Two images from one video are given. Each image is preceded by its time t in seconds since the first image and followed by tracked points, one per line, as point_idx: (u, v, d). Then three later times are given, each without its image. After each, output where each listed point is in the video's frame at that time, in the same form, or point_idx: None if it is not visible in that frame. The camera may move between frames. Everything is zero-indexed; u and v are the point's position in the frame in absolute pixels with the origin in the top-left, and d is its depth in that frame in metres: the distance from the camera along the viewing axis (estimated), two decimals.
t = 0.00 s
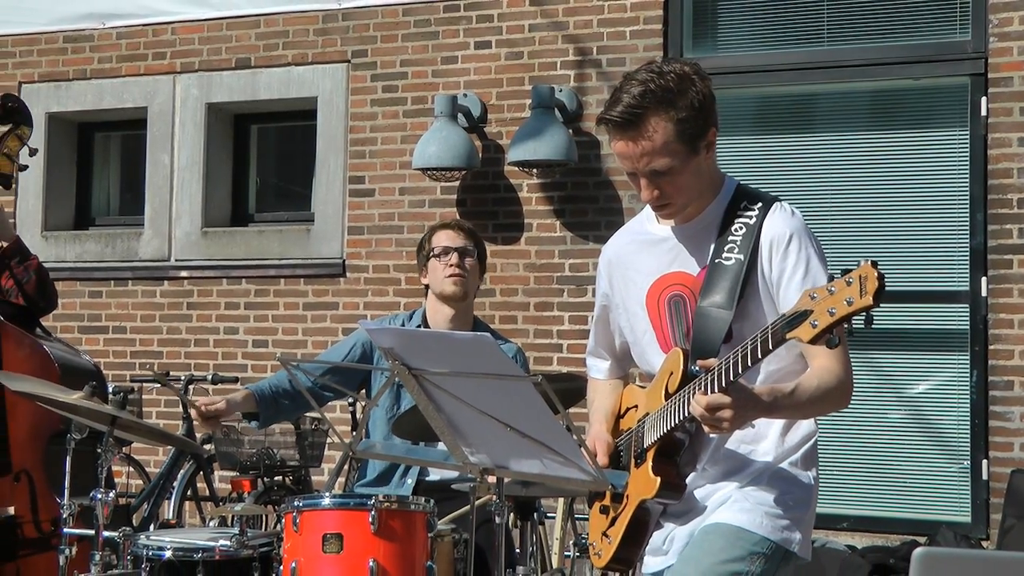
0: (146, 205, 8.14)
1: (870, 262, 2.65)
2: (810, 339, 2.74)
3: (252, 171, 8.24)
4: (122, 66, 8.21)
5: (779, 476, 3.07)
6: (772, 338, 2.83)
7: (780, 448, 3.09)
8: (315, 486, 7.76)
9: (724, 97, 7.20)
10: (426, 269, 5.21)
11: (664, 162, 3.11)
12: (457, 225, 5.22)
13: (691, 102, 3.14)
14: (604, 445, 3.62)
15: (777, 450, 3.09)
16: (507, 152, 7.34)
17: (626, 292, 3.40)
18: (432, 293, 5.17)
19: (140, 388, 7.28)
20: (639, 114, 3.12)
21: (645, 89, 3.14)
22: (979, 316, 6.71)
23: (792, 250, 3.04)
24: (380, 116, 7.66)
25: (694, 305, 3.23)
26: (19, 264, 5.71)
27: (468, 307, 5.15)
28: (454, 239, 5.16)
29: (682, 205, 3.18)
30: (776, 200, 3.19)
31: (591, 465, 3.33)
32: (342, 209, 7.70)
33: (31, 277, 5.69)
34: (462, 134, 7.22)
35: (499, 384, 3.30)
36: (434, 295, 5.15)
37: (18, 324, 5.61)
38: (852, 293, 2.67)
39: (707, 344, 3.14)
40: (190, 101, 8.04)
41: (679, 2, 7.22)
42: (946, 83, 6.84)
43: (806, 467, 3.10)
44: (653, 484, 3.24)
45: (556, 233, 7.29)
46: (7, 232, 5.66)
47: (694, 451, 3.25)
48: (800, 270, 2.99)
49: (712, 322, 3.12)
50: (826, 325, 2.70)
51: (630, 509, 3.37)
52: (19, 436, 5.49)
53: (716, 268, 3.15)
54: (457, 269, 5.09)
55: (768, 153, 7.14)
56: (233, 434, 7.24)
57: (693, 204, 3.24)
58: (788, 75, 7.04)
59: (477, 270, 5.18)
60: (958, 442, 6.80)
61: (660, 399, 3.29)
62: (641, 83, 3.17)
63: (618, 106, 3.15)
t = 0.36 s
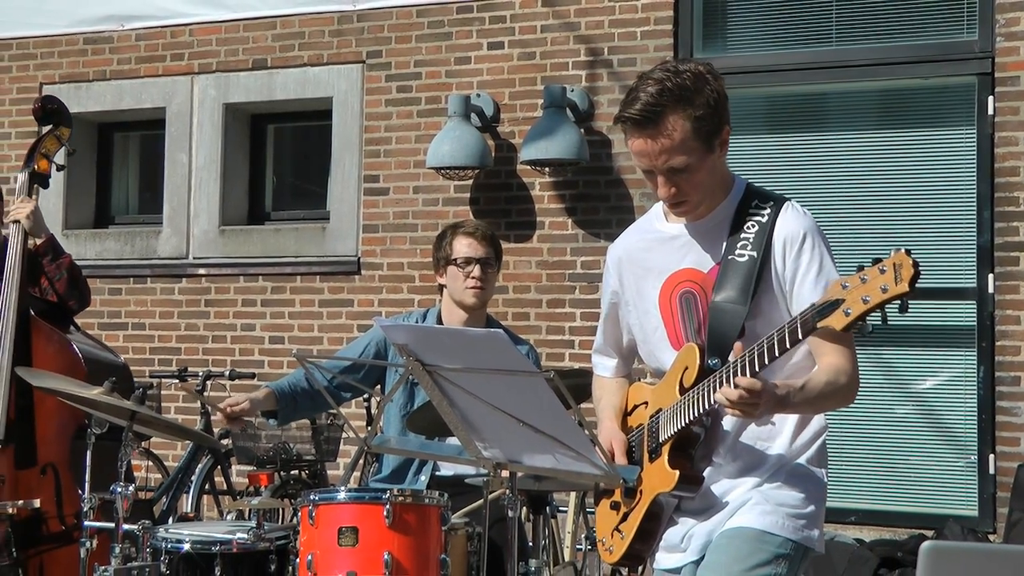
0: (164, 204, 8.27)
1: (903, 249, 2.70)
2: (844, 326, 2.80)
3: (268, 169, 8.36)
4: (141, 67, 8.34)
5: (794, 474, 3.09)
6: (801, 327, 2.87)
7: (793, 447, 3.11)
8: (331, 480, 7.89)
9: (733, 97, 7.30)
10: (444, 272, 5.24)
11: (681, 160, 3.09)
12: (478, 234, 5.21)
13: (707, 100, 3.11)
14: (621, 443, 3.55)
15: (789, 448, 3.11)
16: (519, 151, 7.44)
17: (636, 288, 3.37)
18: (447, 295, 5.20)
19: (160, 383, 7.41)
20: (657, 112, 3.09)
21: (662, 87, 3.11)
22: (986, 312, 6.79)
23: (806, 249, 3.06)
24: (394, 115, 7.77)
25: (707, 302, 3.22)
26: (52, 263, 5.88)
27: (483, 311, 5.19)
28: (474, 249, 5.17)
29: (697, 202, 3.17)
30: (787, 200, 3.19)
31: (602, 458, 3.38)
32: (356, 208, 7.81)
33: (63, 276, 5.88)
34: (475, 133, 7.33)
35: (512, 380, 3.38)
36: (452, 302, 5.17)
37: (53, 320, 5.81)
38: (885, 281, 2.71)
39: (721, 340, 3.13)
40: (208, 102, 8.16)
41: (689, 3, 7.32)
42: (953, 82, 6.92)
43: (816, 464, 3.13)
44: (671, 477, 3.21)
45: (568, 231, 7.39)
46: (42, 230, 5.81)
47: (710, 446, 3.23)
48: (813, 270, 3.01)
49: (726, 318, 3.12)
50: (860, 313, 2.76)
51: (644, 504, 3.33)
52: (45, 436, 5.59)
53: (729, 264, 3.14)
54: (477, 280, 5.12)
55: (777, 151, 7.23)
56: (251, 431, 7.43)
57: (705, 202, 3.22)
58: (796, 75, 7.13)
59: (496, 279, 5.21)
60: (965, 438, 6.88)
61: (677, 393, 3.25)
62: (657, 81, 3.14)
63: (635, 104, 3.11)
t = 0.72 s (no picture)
0: (178, 201, 8.38)
1: (896, 239, 2.73)
2: (837, 316, 2.81)
3: (281, 167, 8.47)
4: (156, 67, 8.46)
5: (800, 466, 3.12)
6: (797, 319, 2.89)
7: (796, 439, 3.13)
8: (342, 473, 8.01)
9: (739, 95, 7.39)
10: (461, 260, 5.29)
11: (683, 155, 3.14)
12: (501, 224, 5.26)
13: (707, 95, 3.15)
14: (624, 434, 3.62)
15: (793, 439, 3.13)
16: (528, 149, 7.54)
17: (636, 285, 3.42)
18: (462, 283, 5.27)
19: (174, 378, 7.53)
20: (659, 108, 3.13)
21: (662, 83, 3.15)
22: (989, 308, 6.88)
23: (802, 239, 3.08)
24: (405, 114, 7.88)
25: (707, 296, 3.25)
26: (65, 259, 5.79)
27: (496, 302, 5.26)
28: (495, 238, 5.21)
29: (695, 196, 3.22)
30: (782, 192, 3.22)
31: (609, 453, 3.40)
32: (367, 205, 7.92)
33: (76, 272, 5.79)
34: (484, 131, 7.43)
35: (519, 374, 3.43)
36: (468, 289, 5.23)
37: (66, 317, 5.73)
38: (879, 269, 2.74)
39: (721, 332, 3.17)
40: (221, 101, 8.27)
41: (695, 3, 7.40)
42: (957, 81, 7.00)
43: (821, 455, 3.15)
44: (674, 468, 3.25)
45: (576, 228, 7.49)
46: (54, 228, 5.74)
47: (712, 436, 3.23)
48: (811, 258, 3.03)
49: (723, 310, 3.16)
50: (854, 302, 2.78)
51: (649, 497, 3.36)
52: (63, 430, 5.57)
53: (727, 258, 3.18)
54: (497, 267, 5.16)
55: (782, 149, 7.33)
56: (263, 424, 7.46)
57: (702, 197, 3.27)
58: (801, 74, 7.23)
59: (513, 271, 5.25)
60: (969, 432, 6.97)
61: (677, 387, 3.30)
62: (656, 77, 3.17)
63: (636, 101, 3.15)
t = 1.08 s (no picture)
0: (192, 199, 8.51)
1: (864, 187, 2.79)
2: (814, 269, 2.85)
3: (293, 166, 8.59)
4: (169, 67, 8.57)
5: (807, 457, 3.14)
6: (778, 279, 2.95)
7: (801, 428, 3.17)
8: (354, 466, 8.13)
9: (745, 93, 7.48)
10: (463, 263, 5.36)
11: (679, 156, 3.23)
12: (497, 229, 5.35)
13: (702, 98, 3.25)
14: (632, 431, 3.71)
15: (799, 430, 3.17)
16: (536, 147, 7.64)
17: (640, 283, 3.49)
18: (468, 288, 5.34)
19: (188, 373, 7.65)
20: (657, 109, 3.21)
21: (659, 84, 3.23)
22: (992, 304, 6.98)
23: (792, 221, 3.16)
24: (415, 113, 7.99)
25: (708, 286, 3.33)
26: (72, 257, 5.83)
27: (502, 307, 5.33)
28: (493, 244, 5.31)
29: (689, 197, 3.34)
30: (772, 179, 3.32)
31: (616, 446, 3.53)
32: (378, 203, 8.03)
33: (83, 269, 5.83)
34: (493, 130, 7.53)
35: (528, 368, 3.50)
36: (471, 296, 5.32)
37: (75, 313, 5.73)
38: (849, 218, 2.79)
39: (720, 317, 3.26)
40: (234, 100, 8.39)
41: (701, 3, 7.50)
42: (960, 79, 7.08)
43: (829, 447, 3.18)
44: (679, 453, 3.29)
45: (583, 225, 7.59)
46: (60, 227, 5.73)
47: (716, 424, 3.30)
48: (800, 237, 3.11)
49: (720, 294, 3.25)
50: (828, 252, 2.81)
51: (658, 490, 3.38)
52: (74, 421, 5.56)
53: (722, 245, 3.28)
54: (497, 275, 5.25)
55: (787, 147, 7.42)
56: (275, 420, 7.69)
57: (696, 194, 3.36)
58: (806, 73, 7.32)
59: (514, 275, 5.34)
60: (971, 426, 7.06)
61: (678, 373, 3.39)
62: (653, 79, 3.25)
63: (635, 101, 3.22)
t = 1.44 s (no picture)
0: (205, 197, 8.64)
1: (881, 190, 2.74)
2: (831, 272, 2.80)
3: (304, 165, 8.71)
4: (183, 67, 8.69)
5: (818, 452, 3.06)
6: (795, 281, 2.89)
7: (812, 422, 3.09)
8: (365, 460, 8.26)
9: (751, 93, 7.59)
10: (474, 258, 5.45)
11: (691, 152, 3.14)
12: (507, 223, 5.41)
13: (714, 95, 3.17)
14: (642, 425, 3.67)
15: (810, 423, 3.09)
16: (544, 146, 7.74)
17: (652, 282, 3.41)
18: (478, 284, 5.44)
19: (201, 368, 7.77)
20: (667, 106, 3.13)
21: (669, 82, 3.16)
22: (994, 300, 7.05)
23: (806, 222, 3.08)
24: (425, 112, 8.09)
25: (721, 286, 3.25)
26: (88, 253, 5.82)
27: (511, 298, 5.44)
28: (504, 238, 5.37)
29: (701, 195, 3.24)
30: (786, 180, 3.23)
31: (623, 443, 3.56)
32: (388, 201, 8.14)
33: (99, 266, 5.82)
34: (501, 128, 7.63)
35: (536, 366, 3.55)
36: (481, 288, 5.41)
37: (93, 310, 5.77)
38: (865, 221, 2.74)
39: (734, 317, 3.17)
40: (247, 99, 8.51)
41: (707, 3, 7.59)
42: (963, 78, 7.16)
43: (840, 442, 3.10)
44: (692, 452, 3.25)
45: (591, 222, 7.69)
46: (78, 225, 5.76)
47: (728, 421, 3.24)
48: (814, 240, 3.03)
49: (734, 295, 3.15)
50: (844, 255, 2.76)
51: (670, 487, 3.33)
52: (88, 420, 5.57)
53: (736, 246, 3.19)
54: (507, 268, 5.34)
55: (792, 146, 7.52)
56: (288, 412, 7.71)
57: (708, 193, 3.27)
58: (811, 72, 7.41)
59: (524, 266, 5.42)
60: (974, 420, 7.14)
61: (693, 373, 3.33)
62: (664, 77, 3.18)
63: (645, 99, 3.15)
